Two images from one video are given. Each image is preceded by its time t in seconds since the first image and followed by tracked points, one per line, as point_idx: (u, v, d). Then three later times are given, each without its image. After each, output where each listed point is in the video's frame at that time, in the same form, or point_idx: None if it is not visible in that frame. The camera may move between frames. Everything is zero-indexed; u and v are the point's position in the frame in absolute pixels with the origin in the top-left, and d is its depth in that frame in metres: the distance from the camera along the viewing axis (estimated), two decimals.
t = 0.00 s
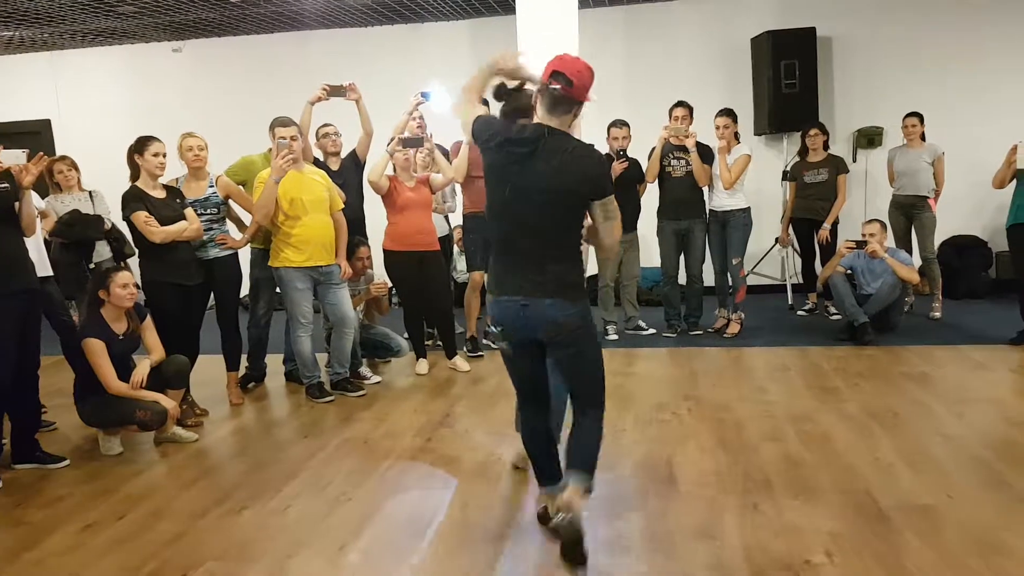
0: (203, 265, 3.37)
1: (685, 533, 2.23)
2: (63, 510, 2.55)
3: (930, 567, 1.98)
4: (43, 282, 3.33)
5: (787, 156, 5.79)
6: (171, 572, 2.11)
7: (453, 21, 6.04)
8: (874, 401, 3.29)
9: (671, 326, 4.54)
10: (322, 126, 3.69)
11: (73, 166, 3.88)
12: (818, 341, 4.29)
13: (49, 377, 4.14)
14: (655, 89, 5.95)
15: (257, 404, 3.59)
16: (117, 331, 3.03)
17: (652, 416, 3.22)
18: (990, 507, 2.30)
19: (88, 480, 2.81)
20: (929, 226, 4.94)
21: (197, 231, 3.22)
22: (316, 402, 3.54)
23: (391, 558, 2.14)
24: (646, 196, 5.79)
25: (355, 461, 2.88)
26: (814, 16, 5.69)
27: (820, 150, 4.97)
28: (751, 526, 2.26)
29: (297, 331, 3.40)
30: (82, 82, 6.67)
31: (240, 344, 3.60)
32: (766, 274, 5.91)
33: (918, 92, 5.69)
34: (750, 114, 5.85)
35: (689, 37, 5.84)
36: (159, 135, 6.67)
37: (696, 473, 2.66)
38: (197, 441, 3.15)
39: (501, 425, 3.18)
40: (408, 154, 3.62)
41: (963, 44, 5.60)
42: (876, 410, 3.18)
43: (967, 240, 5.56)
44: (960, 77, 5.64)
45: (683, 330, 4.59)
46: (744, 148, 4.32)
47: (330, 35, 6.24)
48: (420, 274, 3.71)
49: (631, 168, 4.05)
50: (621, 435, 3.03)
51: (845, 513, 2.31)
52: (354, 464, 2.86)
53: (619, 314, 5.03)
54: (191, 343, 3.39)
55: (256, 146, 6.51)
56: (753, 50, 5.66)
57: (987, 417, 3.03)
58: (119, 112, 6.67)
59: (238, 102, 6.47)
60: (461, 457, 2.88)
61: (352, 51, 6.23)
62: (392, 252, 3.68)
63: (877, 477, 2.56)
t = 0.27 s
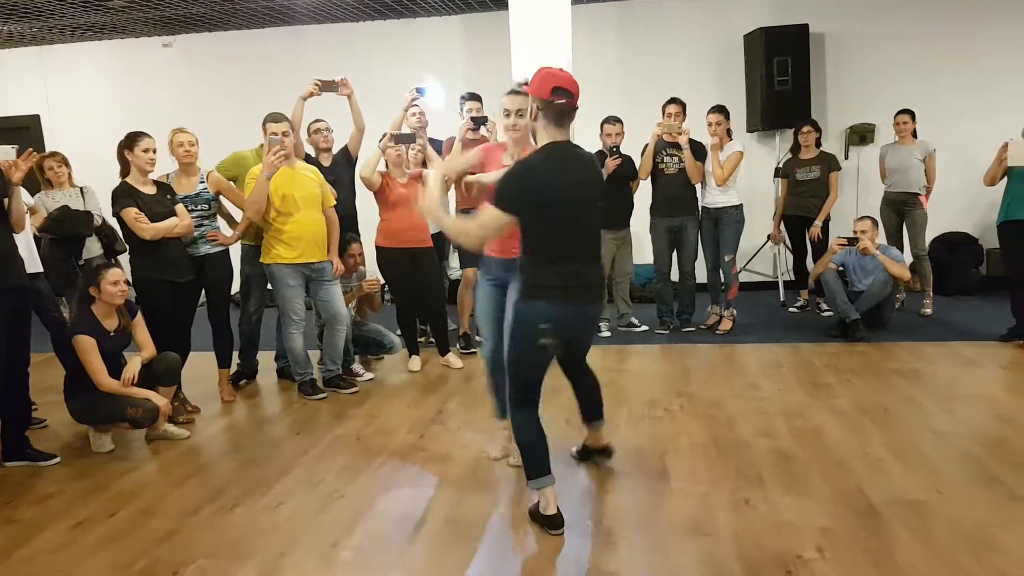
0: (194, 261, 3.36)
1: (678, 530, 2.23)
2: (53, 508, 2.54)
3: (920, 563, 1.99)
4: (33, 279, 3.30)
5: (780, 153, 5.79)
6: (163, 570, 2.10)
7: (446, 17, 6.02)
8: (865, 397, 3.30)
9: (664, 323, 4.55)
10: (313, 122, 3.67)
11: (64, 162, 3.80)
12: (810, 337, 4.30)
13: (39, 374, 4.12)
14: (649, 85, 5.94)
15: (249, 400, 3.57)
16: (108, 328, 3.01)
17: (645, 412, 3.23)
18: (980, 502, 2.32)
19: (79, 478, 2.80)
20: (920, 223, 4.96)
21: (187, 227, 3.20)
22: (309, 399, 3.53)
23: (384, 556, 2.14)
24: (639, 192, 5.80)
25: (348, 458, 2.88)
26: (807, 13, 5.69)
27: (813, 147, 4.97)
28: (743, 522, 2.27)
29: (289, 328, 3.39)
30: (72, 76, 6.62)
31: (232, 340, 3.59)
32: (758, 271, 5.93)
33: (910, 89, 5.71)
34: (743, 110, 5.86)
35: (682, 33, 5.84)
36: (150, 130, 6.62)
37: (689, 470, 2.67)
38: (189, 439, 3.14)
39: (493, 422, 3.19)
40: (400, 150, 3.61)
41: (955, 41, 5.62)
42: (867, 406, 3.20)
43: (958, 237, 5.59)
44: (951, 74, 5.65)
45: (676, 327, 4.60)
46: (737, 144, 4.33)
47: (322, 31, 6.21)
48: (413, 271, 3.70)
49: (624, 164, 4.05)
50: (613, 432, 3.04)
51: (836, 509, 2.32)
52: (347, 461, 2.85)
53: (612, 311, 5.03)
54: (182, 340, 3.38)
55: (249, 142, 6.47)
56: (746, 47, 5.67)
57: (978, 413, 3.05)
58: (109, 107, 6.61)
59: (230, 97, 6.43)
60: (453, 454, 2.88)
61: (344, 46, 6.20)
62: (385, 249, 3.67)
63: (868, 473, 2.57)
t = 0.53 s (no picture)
0: (190, 258, 3.36)
1: (672, 526, 2.24)
2: (48, 505, 2.54)
3: (914, 560, 2.00)
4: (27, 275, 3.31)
5: (776, 150, 5.79)
6: (159, 567, 2.11)
7: (441, 14, 6.02)
8: (861, 394, 3.31)
9: (659, 320, 4.55)
10: (309, 119, 3.66)
11: (62, 159, 3.75)
12: (805, 335, 4.31)
13: (34, 370, 4.12)
14: (645, 83, 5.93)
15: (245, 397, 3.58)
16: (103, 325, 3.01)
17: (639, 409, 3.24)
18: (974, 500, 2.33)
19: (74, 475, 2.80)
20: (916, 221, 4.94)
21: (183, 224, 3.20)
22: (304, 395, 3.54)
23: (377, 551, 2.15)
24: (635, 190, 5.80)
25: (343, 454, 2.88)
26: (804, 10, 5.69)
27: (809, 144, 4.97)
28: (737, 519, 2.27)
29: (284, 325, 3.39)
30: (68, 73, 6.61)
31: (227, 338, 3.59)
32: (754, 269, 5.93)
33: (907, 87, 5.71)
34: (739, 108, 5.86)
35: (678, 30, 5.83)
36: (146, 127, 6.62)
37: (683, 466, 2.67)
38: (184, 435, 3.14)
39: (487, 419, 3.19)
40: (395, 147, 3.61)
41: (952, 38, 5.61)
42: (861, 403, 3.20)
43: (954, 235, 5.59)
44: (948, 72, 5.65)
45: (671, 324, 4.60)
46: (733, 142, 4.33)
47: (318, 27, 6.20)
48: (408, 268, 3.71)
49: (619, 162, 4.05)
50: (607, 429, 3.04)
51: (830, 507, 2.32)
52: (342, 457, 2.86)
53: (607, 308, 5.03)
54: (178, 337, 3.38)
55: (245, 139, 6.47)
56: (742, 44, 5.66)
57: (973, 410, 3.06)
58: (105, 104, 6.61)
59: (226, 94, 6.42)
60: (448, 450, 2.88)
61: (340, 43, 6.19)
62: (380, 246, 3.68)
63: (863, 471, 2.57)
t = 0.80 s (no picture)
0: (191, 260, 3.37)
1: (673, 526, 2.24)
2: (50, 506, 2.55)
3: (916, 559, 1.99)
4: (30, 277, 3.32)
5: (777, 149, 5.78)
6: (160, 567, 2.11)
7: (441, 14, 6.02)
8: (862, 393, 3.30)
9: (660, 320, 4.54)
10: (310, 120, 3.67)
11: (63, 160, 3.80)
12: (806, 333, 4.30)
13: (37, 372, 4.13)
14: (645, 82, 5.93)
15: (247, 398, 3.59)
16: (105, 326, 3.02)
17: (639, 408, 3.23)
18: (976, 499, 2.32)
19: (77, 476, 2.81)
20: (918, 220, 4.93)
21: (185, 226, 3.21)
22: (305, 396, 3.54)
23: (377, 552, 2.15)
24: (635, 190, 5.79)
25: (343, 455, 2.89)
26: (804, 9, 5.68)
27: (809, 143, 4.97)
28: (737, 518, 2.27)
29: (285, 325, 3.40)
30: (70, 76, 6.64)
31: (229, 338, 3.60)
32: (756, 268, 5.92)
33: (908, 85, 5.69)
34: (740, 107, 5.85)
35: (678, 29, 5.82)
36: (148, 129, 6.64)
37: (683, 466, 2.67)
38: (186, 436, 3.15)
39: (488, 419, 3.19)
40: (396, 148, 3.61)
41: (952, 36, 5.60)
42: (863, 402, 3.19)
43: (956, 232, 5.58)
44: (949, 70, 5.64)
45: (672, 324, 4.59)
46: (733, 141, 4.32)
47: (318, 28, 6.21)
48: (408, 268, 3.71)
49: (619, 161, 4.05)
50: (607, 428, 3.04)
51: (831, 506, 2.32)
52: (343, 458, 2.86)
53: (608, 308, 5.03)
54: (180, 338, 3.39)
55: (245, 140, 6.49)
56: (742, 43, 5.65)
57: (975, 409, 3.04)
58: (106, 107, 6.64)
59: (226, 95, 6.44)
60: (448, 450, 2.88)
61: (340, 44, 6.21)
62: (380, 246, 3.68)
63: (865, 470, 2.57)
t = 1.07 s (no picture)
0: (190, 260, 3.36)
1: (673, 525, 2.24)
2: (49, 507, 2.54)
3: (916, 558, 1.99)
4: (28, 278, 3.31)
5: (775, 148, 5.79)
6: (159, 569, 2.11)
7: (439, 14, 6.02)
8: (861, 392, 3.31)
9: (659, 319, 4.55)
10: (308, 119, 3.66)
11: (60, 161, 3.75)
12: (804, 332, 4.31)
13: (35, 372, 4.12)
14: (643, 81, 5.94)
15: (246, 398, 3.58)
16: (104, 327, 3.02)
17: (639, 408, 3.24)
18: (975, 497, 2.32)
19: (75, 477, 2.80)
20: (915, 219, 4.95)
21: (184, 226, 3.21)
22: (304, 396, 3.54)
23: (378, 552, 2.15)
24: (633, 189, 5.80)
25: (344, 455, 2.88)
26: (802, 8, 5.68)
27: (806, 142, 4.98)
28: (737, 517, 2.27)
29: (284, 326, 3.40)
30: (67, 76, 6.62)
31: (228, 339, 3.60)
32: (754, 267, 5.93)
33: (905, 84, 5.70)
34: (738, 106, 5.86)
35: (676, 29, 5.83)
36: (146, 129, 6.62)
37: (683, 466, 2.67)
38: (185, 437, 3.14)
39: (487, 420, 3.19)
40: (395, 148, 3.61)
41: (949, 35, 5.61)
42: (862, 401, 3.20)
43: (953, 232, 5.59)
44: (946, 69, 5.65)
45: (671, 323, 4.60)
46: (731, 140, 4.33)
47: (316, 28, 6.20)
48: (407, 268, 3.71)
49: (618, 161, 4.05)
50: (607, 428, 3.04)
51: (831, 505, 2.32)
52: (343, 458, 2.86)
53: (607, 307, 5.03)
54: (178, 339, 3.38)
55: (243, 140, 6.48)
56: (740, 42, 5.66)
57: (973, 408, 3.05)
58: (103, 106, 6.62)
59: (224, 95, 6.43)
60: (448, 450, 2.88)
61: (338, 44, 6.20)
62: (379, 246, 3.68)
63: (864, 469, 2.57)
